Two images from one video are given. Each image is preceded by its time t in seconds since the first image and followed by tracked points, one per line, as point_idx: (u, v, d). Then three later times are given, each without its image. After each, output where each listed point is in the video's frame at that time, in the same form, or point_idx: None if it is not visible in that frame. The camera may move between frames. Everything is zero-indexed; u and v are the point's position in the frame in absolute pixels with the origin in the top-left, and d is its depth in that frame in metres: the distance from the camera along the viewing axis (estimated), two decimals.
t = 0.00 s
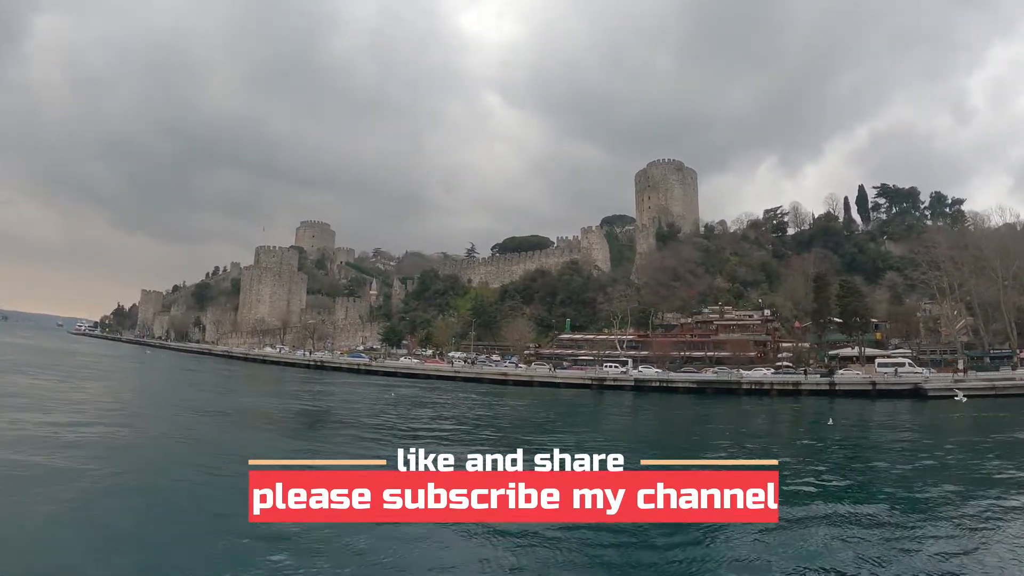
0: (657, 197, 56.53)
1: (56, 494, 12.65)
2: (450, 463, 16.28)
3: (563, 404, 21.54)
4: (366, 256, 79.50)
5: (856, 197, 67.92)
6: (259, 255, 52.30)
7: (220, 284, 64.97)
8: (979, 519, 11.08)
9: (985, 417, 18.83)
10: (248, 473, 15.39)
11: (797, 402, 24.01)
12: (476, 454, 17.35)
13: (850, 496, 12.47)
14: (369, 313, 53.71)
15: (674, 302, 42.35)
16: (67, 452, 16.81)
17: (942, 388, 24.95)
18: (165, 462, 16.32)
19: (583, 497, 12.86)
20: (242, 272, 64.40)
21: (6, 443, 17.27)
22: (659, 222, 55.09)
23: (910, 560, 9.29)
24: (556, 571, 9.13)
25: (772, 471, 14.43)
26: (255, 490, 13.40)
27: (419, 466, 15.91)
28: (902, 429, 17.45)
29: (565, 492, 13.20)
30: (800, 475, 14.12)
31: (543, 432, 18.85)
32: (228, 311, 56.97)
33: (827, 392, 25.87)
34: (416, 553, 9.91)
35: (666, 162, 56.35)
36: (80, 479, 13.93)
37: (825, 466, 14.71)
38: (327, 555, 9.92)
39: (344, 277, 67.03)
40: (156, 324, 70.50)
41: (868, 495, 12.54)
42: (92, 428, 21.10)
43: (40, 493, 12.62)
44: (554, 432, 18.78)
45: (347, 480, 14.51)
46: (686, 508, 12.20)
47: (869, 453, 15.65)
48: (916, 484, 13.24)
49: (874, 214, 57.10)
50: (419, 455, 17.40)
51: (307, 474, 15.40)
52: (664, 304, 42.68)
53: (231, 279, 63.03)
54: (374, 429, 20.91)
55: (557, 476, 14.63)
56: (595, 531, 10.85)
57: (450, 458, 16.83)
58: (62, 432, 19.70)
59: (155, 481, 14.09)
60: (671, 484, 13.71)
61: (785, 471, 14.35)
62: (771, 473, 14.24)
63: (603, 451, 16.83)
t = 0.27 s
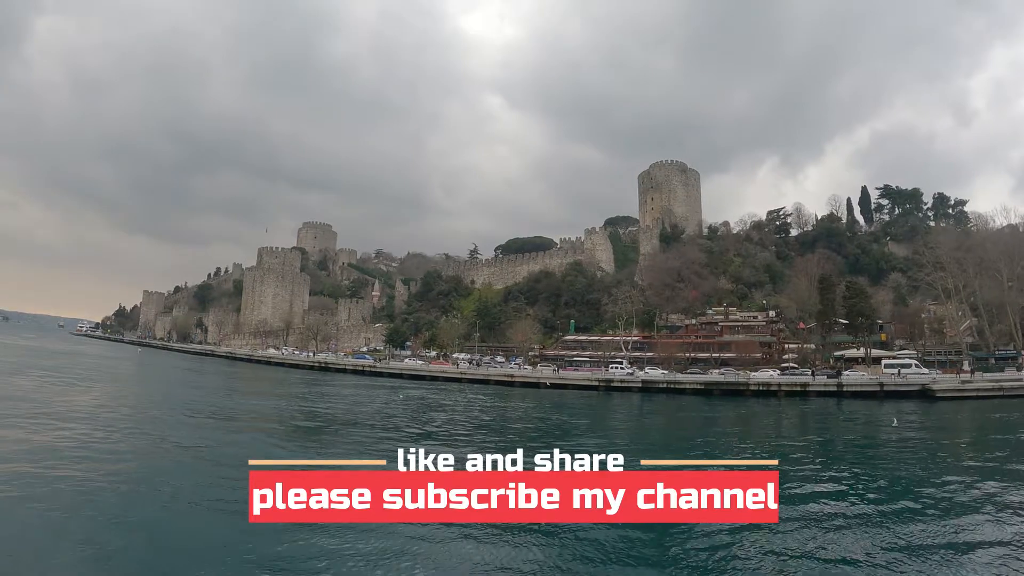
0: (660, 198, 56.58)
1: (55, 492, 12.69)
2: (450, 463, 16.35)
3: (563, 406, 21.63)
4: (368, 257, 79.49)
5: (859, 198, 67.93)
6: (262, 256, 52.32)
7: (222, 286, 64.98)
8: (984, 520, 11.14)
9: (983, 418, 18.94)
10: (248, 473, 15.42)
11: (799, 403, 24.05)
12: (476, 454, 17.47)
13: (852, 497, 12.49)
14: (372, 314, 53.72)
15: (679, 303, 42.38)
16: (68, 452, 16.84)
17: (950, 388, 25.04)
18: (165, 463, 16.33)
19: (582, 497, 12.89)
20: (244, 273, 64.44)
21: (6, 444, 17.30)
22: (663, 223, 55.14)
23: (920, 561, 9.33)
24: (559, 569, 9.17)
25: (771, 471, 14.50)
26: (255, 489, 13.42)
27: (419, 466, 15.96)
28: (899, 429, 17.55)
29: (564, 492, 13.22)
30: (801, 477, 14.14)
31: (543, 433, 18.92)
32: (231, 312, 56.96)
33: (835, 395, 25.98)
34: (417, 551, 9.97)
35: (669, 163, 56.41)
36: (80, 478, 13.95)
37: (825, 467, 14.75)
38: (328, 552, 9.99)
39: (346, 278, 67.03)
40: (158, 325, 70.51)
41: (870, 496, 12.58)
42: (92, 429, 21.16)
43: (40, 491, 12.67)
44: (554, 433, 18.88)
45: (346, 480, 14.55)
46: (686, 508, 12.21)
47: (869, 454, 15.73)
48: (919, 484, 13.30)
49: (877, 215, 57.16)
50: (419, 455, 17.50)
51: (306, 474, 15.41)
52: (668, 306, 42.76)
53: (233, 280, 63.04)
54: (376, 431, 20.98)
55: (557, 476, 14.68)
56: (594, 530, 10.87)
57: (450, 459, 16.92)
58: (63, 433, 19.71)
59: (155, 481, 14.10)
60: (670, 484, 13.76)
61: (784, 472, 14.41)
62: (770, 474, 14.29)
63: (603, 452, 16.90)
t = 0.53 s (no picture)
0: (663, 198, 56.62)
1: (55, 492, 12.76)
2: (450, 463, 16.41)
3: (563, 407, 21.70)
4: (370, 258, 79.50)
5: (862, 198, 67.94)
6: (265, 256, 52.34)
7: (224, 286, 65.03)
8: (990, 521, 11.17)
9: (981, 418, 19.01)
10: (248, 473, 15.48)
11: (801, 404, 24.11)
12: (477, 454, 17.55)
13: (857, 499, 12.48)
14: (375, 314, 53.74)
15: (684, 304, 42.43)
16: (69, 452, 16.90)
17: (959, 388, 25.09)
18: (165, 463, 16.38)
19: (582, 497, 12.95)
20: (246, 274, 64.49)
21: (8, 444, 17.37)
22: (667, 223, 55.16)
23: (931, 562, 9.33)
24: (560, 571, 9.19)
25: (771, 472, 14.53)
26: (256, 489, 13.47)
27: (419, 466, 16.02)
28: (897, 428, 17.64)
29: (564, 492, 13.28)
30: (801, 477, 14.18)
31: (544, 434, 18.99)
32: (233, 313, 56.99)
33: (844, 395, 26.15)
34: (416, 552, 10.01)
35: (673, 163, 56.44)
36: (81, 478, 14.02)
37: (826, 467, 14.77)
38: (327, 553, 10.04)
39: (349, 278, 67.04)
40: (160, 325, 70.54)
41: (874, 497, 12.57)
42: (93, 429, 21.24)
43: (40, 491, 12.74)
44: (554, 434, 18.94)
45: (347, 480, 14.59)
46: (685, 508, 12.26)
47: (869, 454, 15.79)
48: (921, 485, 13.33)
49: (881, 216, 57.20)
50: (420, 455, 17.56)
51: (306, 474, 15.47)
52: (673, 306, 42.83)
53: (236, 281, 63.07)
54: (377, 432, 21.06)
55: (557, 476, 14.75)
56: (593, 530, 10.92)
57: (450, 459, 16.99)
58: (65, 434, 19.77)
59: (154, 481, 14.16)
60: (670, 484, 13.82)
61: (784, 473, 14.47)
62: (770, 474, 14.35)
63: (604, 452, 16.97)
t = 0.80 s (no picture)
0: (667, 198, 56.67)
1: (55, 491, 12.79)
2: (450, 463, 16.46)
3: (563, 408, 21.77)
4: (373, 258, 79.51)
5: (865, 199, 68.00)
6: (268, 256, 52.35)
7: (227, 286, 65.07)
8: (996, 520, 11.23)
9: (981, 418, 19.08)
10: (248, 473, 15.53)
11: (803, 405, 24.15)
12: (477, 454, 17.59)
13: (861, 499, 12.51)
14: (379, 314, 53.76)
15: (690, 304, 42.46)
16: (70, 451, 16.95)
17: (969, 388, 25.14)
18: (165, 462, 16.42)
19: (582, 497, 12.97)
20: (249, 274, 64.54)
21: (10, 443, 17.42)
22: (671, 224, 55.18)
23: (945, 561, 9.39)
24: (561, 571, 9.21)
25: (771, 471, 14.59)
26: (256, 489, 13.50)
27: (419, 466, 16.07)
28: (899, 429, 17.67)
29: (564, 492, 13.31)
30: (802, 477, 14.21)
31: (545, 435, 19.04)
32: (236, 313, 57.01)
33: (852, 395, 26.16)
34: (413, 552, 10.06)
35: (677, 164, 56.49)
36: (82, 477, 14.07)
37: (829, 467, 14.83)
38: (327, 553, 10.11)
39: (352, 278, 67.06)
40: (163, 325, 70.59)
41: (879, 497, 12.61)
42: (95, 429, 21.31)
43: (40, 489, 12.80)
44: (554, 435, 19.02)
45: (347, 480, 14.63)
46: (686, 508, 12.28)
47: (870, 454, 15.83)
48: (925, 484, 13.40)
49: (885, 216, 57.24)
50: (420, 455, 17.61)
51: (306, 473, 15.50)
52: (679, 306, 42.86)
53: (239, 281, 63.10)
54: (379, 433, 21.12)
55: (557, 476, 14.79)
56: (592, 530, 10.95)
57: (451, 459, 17.04)
58: (67, 434, 19.83)
59: (155, 480, 14.20)
60: (671, 484, 13.85)
61: (784, 473, 14.50)
62: (770, 474, 14.37)
63: (604, 452, 17.02)
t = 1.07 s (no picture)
0: (671, 198, 56.75)
1: (55, 490, 12.83)
2: (450, 463, 16.51)
3: (564, 408, 21.84)
4: (376, 258, 79.55)
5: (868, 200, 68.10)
6: (272, 256, 52.38)
7: (230, 286, 65.11)
8: (1004, 520, 11.27)
9: (981, 418, 19.15)
10: (248, 473, 15.57)
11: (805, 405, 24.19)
12: (478, 454, 17.64)
13: (862, 498, 12.56)
14: (383, 314, 53.80)
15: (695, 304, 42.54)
16: (71, 450, 16.98)
17: (977, 388, 25.24)
18: (165, 462, 16.46)
19: (582, 497, 13.00)
20: (252, 274, 64.59)
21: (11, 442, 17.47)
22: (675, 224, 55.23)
23: (958, 563, 9.40)
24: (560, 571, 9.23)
25: (771, 471, 14.63)
26: (256, 489, 13.52)
27: (419, 466, 16.12)
28: (900, 429, 17.70)
29: (564, 492, 13.34)
30: (802, 477, 14.24)
31: (545, 435, 19.10)
32: (239, 313, 57.04)
33: (860, 395, 26.26)
34: (412, 553, 10.09)
35: (681, 164, 56.56)
36: (82, 477, 14.11)
37: (835, 467, 14.84)
38: (326, 552, 10.15)
39: (355, 278, 67.10)
40: (166, 325, 70.61)
41: (883, 498, 12.65)
42: (96, 429, 21.35)
43: (40, 489, 12.83)
44: (554, 435, 19.07)
45: (347, 480, 14.66)
46: (686, 508, 12.31)
47: (872, 455, 15.86)
48: (930, 484, 13.45)
49: (888, 216, 57.30)
50: (421, 455, 17.67)
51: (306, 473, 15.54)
52: (684, 306, 42.94)
53: (242, 281, 63.12)
54: (380, 433, 21.17)
55: (557, 476, 14.83)
56: (591, 531, 10.98)
57: (451, 459, 17.08)
58: (69, 434, 19.87)
59: (154, 480, 14.24)
60: (671, 484, 13.88)
61: (783, 473, 14.54)
62: (770, 474, 14.40)
63: (604, 452, 17.07)
